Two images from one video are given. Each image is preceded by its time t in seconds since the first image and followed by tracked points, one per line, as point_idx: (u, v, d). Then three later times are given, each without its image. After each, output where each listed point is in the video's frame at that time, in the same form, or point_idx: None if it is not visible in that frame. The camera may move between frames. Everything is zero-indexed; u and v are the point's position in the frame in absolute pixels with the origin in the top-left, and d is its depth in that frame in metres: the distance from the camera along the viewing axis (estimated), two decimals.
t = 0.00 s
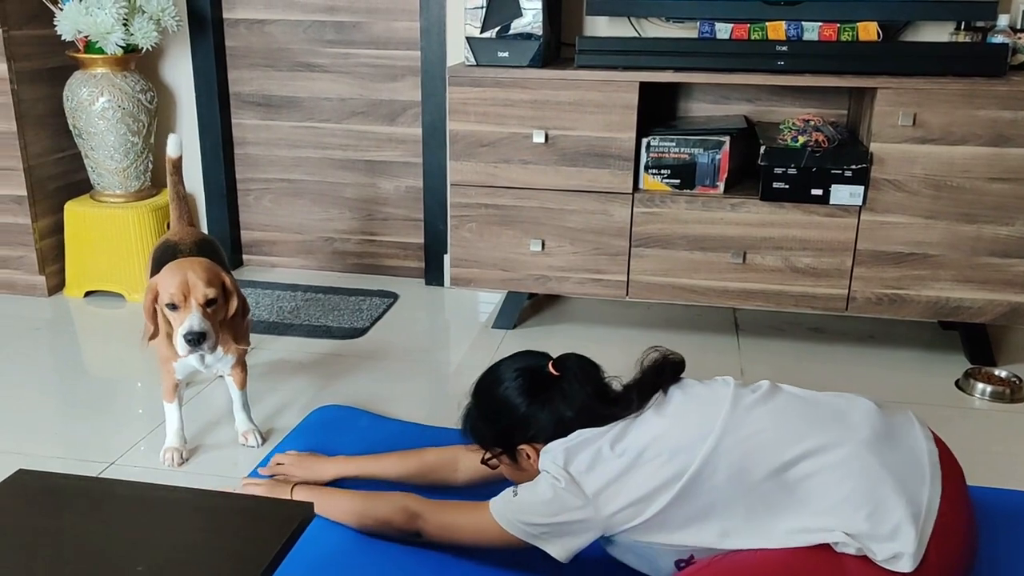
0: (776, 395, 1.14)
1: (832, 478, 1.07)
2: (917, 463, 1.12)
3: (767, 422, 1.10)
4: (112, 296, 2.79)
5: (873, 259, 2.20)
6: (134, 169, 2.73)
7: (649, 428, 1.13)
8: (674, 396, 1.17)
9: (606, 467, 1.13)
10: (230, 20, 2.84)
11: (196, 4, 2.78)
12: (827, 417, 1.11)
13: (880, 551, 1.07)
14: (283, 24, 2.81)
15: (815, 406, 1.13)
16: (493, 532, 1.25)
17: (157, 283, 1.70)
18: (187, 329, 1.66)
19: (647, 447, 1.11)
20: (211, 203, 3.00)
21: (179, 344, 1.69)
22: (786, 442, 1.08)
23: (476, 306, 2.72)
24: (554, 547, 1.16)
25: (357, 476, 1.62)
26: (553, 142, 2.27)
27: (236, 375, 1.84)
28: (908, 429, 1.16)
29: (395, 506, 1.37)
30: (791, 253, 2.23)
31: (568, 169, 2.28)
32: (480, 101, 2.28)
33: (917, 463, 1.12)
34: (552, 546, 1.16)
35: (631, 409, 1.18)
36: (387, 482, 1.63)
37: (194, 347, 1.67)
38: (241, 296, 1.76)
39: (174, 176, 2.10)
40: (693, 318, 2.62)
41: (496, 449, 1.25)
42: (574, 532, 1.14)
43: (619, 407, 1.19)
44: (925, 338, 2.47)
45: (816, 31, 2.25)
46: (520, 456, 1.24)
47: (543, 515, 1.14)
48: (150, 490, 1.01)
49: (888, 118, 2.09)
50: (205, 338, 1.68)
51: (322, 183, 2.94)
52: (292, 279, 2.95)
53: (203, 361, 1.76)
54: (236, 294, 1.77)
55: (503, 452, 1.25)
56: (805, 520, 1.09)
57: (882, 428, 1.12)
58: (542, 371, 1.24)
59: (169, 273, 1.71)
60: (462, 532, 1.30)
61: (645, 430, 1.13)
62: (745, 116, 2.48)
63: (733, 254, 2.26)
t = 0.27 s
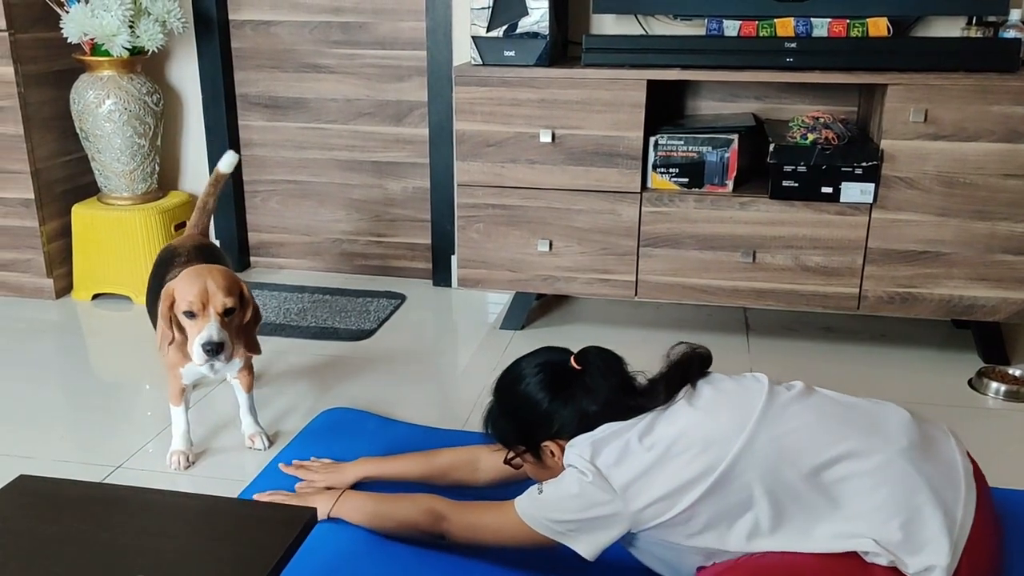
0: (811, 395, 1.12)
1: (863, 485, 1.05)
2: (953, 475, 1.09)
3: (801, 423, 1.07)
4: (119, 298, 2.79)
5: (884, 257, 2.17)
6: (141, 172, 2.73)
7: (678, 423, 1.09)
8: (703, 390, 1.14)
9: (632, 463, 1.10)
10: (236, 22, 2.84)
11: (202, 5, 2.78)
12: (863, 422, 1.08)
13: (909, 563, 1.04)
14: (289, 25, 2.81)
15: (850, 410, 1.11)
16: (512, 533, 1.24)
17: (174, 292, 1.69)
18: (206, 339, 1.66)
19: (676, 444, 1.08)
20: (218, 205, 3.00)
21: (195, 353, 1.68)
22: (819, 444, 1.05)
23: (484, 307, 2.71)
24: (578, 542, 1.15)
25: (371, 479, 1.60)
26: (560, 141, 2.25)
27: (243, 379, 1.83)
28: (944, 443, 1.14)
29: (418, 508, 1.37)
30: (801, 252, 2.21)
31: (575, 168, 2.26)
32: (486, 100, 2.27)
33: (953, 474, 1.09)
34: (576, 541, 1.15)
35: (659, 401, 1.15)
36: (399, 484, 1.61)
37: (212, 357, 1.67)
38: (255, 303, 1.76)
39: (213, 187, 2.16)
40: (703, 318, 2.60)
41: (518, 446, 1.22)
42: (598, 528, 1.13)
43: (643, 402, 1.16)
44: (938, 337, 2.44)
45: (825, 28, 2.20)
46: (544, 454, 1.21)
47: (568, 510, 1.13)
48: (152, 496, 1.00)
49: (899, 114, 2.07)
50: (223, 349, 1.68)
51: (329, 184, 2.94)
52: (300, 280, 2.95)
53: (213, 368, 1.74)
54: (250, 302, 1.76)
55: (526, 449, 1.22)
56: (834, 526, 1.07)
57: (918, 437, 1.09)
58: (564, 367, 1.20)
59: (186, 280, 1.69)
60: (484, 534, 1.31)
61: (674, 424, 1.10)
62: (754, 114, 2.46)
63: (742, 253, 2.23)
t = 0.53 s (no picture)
0: (842, 400, 1.09)
1: (891, 489, 1.02)
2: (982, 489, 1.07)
3: (831, 427, 1.04)
4: (128, 303, 2.79)
5: (897, 258, 2.15)
6: (149, 176, 2.73)
7: (703, 424, 1.07)
8: (727, 391, 1.11)
9: (656, 464, 1.08)
10: (243, 25, 2.84)
11: (210, 9, 2.78)
12: (895, 430, 1.06)
13: None
14: (296, 28, 2.80)
15: (882, 416, 1.08)
16: (535, 533, 1.23)
17: (217, 315, 1.63)
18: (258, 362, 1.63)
19: (702, 446, 1.06)
20: (227, 209, 2.99)
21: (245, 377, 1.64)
22: (848, 449, 1.03)
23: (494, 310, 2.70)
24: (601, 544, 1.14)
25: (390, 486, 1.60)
26: (568, 143, 2.24)
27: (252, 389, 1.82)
28: (974, 457, 1.12)
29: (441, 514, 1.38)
30: (813, 253, 2.19)
31: (584, 169, 2.25)
32: (494, 102, 2.26)
33: (982, 489, 1.07)
34: (599, 543, 1.14)
35: (681, 404, 1.13)
36: (414, 489, 1.61)
37: (266, 379, 1.64)
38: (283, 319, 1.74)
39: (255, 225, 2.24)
40: (713, 320, 2.58)
41: (542, 451, 1.21)
42: (620, 530, 1.11)
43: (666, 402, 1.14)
44: (952, 337, 2.42)
45: (835, 27, 2.18)
46: (567, 458, 1.20)
47: (591, 512, 1.12)
48: (158, 506, 0.99)
49: (911, 113, 2.05)
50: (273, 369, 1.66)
51: (337, 186, 2.93)
52: (309, 284, 2.94)
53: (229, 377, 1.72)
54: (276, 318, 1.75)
55: (550, 454, 1.21)
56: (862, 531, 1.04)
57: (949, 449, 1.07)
58: (583, 369, 1.18)
59: (228, 305, 1.64)
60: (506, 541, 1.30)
61: (700, 424, 1.08)
62: (764, 114, 2.44)
63: (753, 254, 2.22)
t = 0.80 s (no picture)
0: (877, 400, 1.08)
1: (923, 491, 1.01)
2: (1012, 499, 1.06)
3: (866, 424, 1.03)
4: (134, 305, 2.79)
5: (906, 257, 2.13)
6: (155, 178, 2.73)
7: (735, 414, 1.05)
8: (757, 381, 1.09)
9: (686, 455, 1.05)
10: (248, 27, 2.83)
11: (214, 10, 2.77)
12: (930, 434, 1.05)
13: None
14: (301, 29, 2.80)
15: (915, 418, 1.07)
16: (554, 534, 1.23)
17: (240, 308, 1.64)
18: (281, 353, 1.65)
19: (733, 436, 1.03)
20: (233, 211, 2.99)
21: (268, 368, 1.65)
22: (883, 448, 1.01)
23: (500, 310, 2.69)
24: (626, 534, 1.12)
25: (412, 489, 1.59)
26: (574, 142, 2.23)
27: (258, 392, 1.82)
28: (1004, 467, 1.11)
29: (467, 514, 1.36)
30: (821, 252, 2.17)
31: (590, 169, 2.24)
32: (500, 102, 2.25)
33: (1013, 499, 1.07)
34: (624, 532, 1.12)
35: (710, 392, 1.10)
36: (428, 491, 1.59)
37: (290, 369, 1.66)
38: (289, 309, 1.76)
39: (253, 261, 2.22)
40: (720, 320, 2.57)
41: (565, 441, 1.19)
42: (646, 520, 1.09)
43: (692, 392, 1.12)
44: (961, 336, 2.40)
45: (843, 24, 2.18)
46: (591, 447, 1.18)
47: (618, 502, 1.10)
48: (162, 511, 0.99)
49: (920, 111, 2.03)
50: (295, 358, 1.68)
51: (342, 187, 2.92)
52: (314, 285, 2.94)
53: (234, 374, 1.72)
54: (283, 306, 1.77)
55: (573, 444, 1.19)
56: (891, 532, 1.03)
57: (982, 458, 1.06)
58: (608, 358, 1.16)
59: (249, 297, 1.65)
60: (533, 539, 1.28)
61: (730, 414, 1.05)
62: (771, 112, 2.43)
63: (760, 254, 2.20)
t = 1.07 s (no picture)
0: (910, 380, 1.08)
1: (950, 479, 1.02)
2: None
3: (905, 404, 1.03)
4: (137, 298, 2.79)
5: (909, 250, 2.13)
6: (157, 171, 2.73)
7: (774, 373, 1.03)
8: (794, 344, 1.07)
9: (720, 410, 1.03)
10: (250, 20, 2.83)
11: (216, 3, 2.77)
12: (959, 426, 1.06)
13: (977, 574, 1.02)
14: (303, 22, 2.79)
15: (945, 406, 1.08)
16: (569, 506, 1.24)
17: (248, 286, 1.65)
18: (286, 334, 1.66)
19: (772, 397, 1.02)
20: (235, 205, 2.99)
21: (272, 350, 1.66)
22: (916, 429, 1.02)
23: (502, 304, 2.69)
24: (644, 487, 1.11)
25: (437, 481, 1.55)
26: (577, 135, 2.22)
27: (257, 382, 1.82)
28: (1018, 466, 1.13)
29: (506, 492, 1.30)
30: (824, 245, 2.16)
31: (592, 162, 2.23)
32: (502, 95, 2.24)
33: None
34: (643, 487, 1.11)
35: (746, 346, 1.08)
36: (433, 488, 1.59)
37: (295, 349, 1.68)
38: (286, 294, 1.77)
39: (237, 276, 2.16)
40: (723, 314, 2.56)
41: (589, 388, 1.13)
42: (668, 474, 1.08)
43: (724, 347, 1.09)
44: (964, 330, 2.39)
45: (848, 15, 2.14)
46: (616, 396, 1.13)
47: (647, 459, 1.08)
48: (164, 503, 0.99)
49: (924, 103, 2.02)
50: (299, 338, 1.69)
51: (344, 181, 2.92)
52: (316, 278, 2.93)
53: (229, 361, 1.72)
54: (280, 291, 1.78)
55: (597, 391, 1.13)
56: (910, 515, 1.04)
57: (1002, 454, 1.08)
58: (642, 306, 1.09)
59: (256, 277, 1.66)
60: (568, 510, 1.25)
61: (767, 374, 1.03)
62: (774, 105, 2.42)
63: (763, 247, 2.20)
